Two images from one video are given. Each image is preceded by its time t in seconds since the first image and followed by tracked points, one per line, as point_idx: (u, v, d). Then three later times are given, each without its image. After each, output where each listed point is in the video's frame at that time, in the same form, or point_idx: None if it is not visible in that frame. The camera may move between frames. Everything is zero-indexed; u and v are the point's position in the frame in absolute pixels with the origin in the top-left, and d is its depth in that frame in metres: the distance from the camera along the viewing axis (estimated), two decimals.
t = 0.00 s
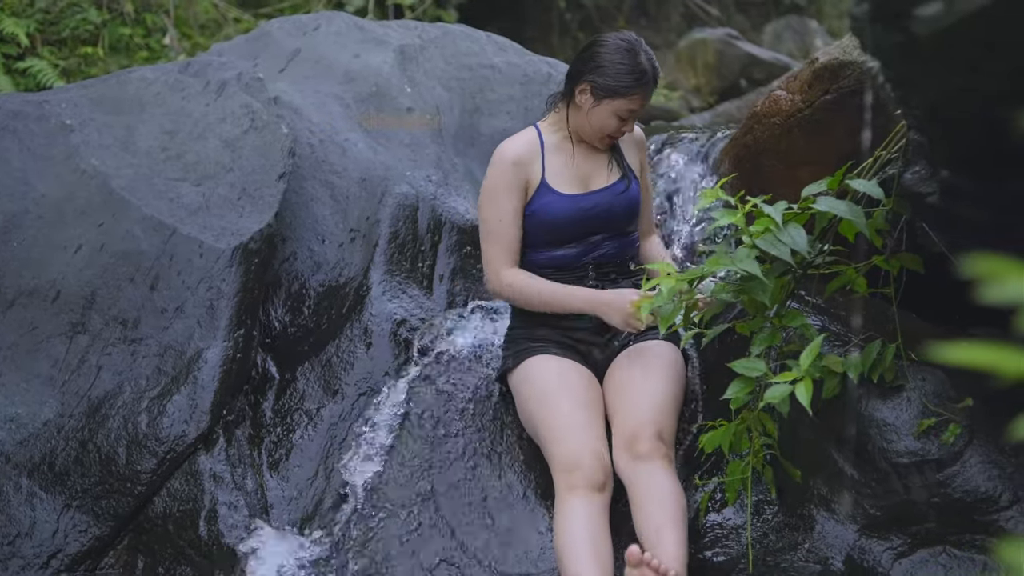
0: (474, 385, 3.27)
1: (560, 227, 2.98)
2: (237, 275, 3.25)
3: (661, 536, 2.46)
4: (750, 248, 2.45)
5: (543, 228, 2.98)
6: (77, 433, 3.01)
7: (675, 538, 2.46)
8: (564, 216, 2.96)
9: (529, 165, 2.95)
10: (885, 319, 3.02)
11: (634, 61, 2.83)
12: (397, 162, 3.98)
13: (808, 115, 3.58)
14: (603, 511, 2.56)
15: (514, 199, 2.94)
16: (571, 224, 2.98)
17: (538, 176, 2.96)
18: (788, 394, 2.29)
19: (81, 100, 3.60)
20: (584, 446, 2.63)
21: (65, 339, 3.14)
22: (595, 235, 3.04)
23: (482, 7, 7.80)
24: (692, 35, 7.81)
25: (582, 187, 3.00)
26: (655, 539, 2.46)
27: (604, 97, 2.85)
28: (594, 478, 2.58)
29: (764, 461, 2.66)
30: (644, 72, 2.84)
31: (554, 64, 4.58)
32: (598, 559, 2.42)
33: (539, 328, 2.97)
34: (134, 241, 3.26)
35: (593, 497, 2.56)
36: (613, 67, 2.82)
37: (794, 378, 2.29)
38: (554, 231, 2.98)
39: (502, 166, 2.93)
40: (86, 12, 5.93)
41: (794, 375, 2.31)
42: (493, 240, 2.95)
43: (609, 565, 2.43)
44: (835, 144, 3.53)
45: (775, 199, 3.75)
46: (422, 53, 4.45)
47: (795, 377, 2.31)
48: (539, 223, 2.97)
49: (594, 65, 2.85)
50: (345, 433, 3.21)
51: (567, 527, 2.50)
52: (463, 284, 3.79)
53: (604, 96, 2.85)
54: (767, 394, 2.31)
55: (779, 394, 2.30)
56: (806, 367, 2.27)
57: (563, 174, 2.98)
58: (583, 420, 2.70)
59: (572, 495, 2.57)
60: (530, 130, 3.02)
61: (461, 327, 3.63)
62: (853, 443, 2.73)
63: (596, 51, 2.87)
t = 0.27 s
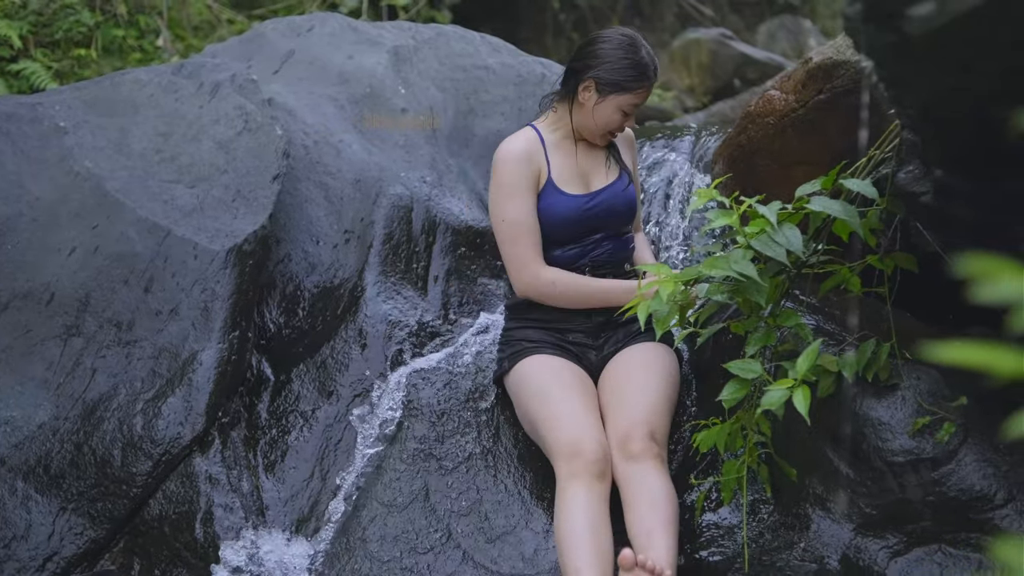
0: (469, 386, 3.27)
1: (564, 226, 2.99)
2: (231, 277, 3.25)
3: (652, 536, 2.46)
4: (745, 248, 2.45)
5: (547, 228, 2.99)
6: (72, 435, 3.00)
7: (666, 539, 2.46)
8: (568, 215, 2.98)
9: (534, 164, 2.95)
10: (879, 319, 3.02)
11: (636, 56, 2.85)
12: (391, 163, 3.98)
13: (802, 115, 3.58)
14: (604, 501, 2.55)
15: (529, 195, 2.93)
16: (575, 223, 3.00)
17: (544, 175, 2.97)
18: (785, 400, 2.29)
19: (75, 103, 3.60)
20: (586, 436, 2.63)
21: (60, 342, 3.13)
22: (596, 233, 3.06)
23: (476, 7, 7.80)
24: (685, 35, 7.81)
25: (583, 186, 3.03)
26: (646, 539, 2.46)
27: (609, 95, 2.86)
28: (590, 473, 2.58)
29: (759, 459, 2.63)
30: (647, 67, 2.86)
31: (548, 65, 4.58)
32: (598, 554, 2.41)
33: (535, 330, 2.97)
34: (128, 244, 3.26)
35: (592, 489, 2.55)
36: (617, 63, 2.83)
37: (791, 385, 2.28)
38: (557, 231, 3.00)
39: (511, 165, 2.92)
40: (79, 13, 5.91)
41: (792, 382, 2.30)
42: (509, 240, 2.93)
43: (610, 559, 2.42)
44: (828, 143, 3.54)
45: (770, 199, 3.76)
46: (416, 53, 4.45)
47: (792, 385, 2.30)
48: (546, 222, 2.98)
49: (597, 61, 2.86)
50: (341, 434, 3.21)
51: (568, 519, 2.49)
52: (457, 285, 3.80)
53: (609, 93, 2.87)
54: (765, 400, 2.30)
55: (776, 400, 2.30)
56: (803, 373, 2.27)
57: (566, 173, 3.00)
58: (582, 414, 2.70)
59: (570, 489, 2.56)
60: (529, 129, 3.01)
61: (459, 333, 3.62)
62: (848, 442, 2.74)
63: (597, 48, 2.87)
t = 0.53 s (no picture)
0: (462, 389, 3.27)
1: (563, 229, 3.00)
2: (223, 280, 3.24)
3: (645, 535, 2.47)
4: (734, 248, 2.46)
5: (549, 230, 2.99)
6: (64, 439, 2.99)
7: (659, 539, 2.47)
8: (568, 218, 2.98)
9: (535, 167, 2.95)
10: (871, 319, 3.03)
11: (633, 54, 2.88)
12: (382, 165, 3.98)
13: (792, 115, 3.60)
14: (602, 494, 2.55)
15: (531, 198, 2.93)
16: (575, 226, 3.00)
17: (544, 176, 2.97)
18: (779, 403, 2.29)
19: (65, 106, 3.59)
20: (587, 427, 2.63)
21: (51, 346, 3.12)
22: (594, 234, 3.06)
23: (467, 9, 7.80)
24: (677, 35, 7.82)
25: (583, 188, 3.04)
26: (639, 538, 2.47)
27: (614, 94, 2.89)
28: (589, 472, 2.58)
29: (749, 458, 2.66)
30: (644, 64, 2.91)
31: (539, 66, 4.59)
32: (592, 550, 2.41)
33: (529, 334, 2.98)
34: (119, 247, 3.25)
35: (590, 482, 2.55)
36: (619, 63, 2.86)
37: (785, 387, 2.29)
38: (554, 234, 3.00)
39: (511, 167, 2.92)
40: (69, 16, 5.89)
41: (785, 384, 2.31)
42: (515, 242, 2.92)
43: (604, 555, 2.43)
44: (820, 142, 3.55)
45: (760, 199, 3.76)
46: (407, 55, 4.45)
47: (786, 387, 2.31)
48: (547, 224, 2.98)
49: (598, 62, 2.87)
50: (334, 435, 3.19)
51: (567, 511, 2.49)
52: (449, 286, 3.80)
53: (612, 92, 2.89)
54: (757, 401, 2.31)
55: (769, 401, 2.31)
56: (798, 376, 2.29)
57: (566, 175, 3.00)
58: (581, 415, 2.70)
59: (568, 480, 2.56)
60: (524, 133, 2.99)
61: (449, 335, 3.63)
62: (841, 442, 2.76)
63: (595, 50, 2.89)
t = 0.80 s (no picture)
0: (455, 390, 3.27)
1: (559, 233, 3.00)
2: (215, 282, 3.24)
3: (638, 533, 2.47)
4: (725, 248, 2.47)
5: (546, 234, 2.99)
6: (56, 441, 2.98)
7: (652, 536, 2.48)
8: (564, 222, 2.98)
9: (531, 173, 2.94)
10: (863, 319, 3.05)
11: (628, 57, 2.88)
12: (375, 166, 3.98)
13: (783, 116, 3.61)
14: (595, 491, 2.56)
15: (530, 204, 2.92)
16: (571, 230, 3.01)
17: (541, 180, 2.96)
18: (768, 397, 2.30)
19: (56, 108, 3.58)
20: (580, 424, 2.64)
21: (42, 348, 3.10)
22: (588, 239, 3.07)
23: (459, 10, 7.81)
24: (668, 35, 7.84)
25: (578, 190, 3.04)
26: (632, 536, 2.47)
27: (612, 97, 2.89)
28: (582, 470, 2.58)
29: (742, 459, 2.66)
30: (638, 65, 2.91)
31: (531, 67, 4.60)
32: (585, 550, 2.42)
33: (520, 336, 3.00)
34: (111, 249, 3.24)
35: (584, 479, 2.56)
36: (616, 66, 2.85)
37: (774, 382, 2.31)
38: (550, 238, 3.00)
39: (508, 171, 2.90)
40: (60, 17, 5.88)
41: (774, 379, 2.33)
42: (516, 246, 2.90)
43: (598, 554, 2.43)
44: (811, 143, 3.56)
45: (752, 200, 3.77)
46: (399, 56, 4.45)
47: (774, 381, 2.33)
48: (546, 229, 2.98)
49: (594, 67, 2.86)
50: (327, 438, 3.20)
51: (561, 511, 2.50)
52: (442, 287, 3.80)
53: (610, 95, 2.89)
54: (746, 397, 2.32)
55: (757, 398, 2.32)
56: (787, 372, 2.29)
57: (561, 179, 3.00)
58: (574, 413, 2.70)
59: (561, 480, 2.56)
60: (518, 138, 2.97)
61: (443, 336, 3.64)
62: (833, 442, 2.76)
63: (590, 54, 2.88)
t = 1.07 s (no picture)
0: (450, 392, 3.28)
1: (550, 235, 3.00)
2: (209, 283, 3.24)
3: (632, 538, 2.48)
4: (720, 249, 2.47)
5: (535, 238, 3.00)
6: (50, 443, 2.97)
7: (646, 542, 2.48)
8: (555, 223, 2.99)
9: (522, 175, 2.94)
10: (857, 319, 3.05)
11: (619, 58, 2.88)
12: (369, 167, 3.98)
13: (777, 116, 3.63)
14: (590, 495, 2.57)
15: (517, 208, 2.93)
16: (561, 234, 3.01)
17: (529, 184, 2.97)
18: (756, 396, 2.32)
19: (50, 109, 3.57)
20: (576, 429, 2.64)
21: (37, 350, 3.09)
22: (578, 241, 3.08)
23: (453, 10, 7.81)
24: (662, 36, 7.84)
25: (570, 192, 3.05)
26: (626, 542, 2.48)
27: (601, 99, 2.89)
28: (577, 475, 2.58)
29: (737, 459, 2.68)
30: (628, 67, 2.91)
31: (525, 68, 4.60)
32: (580, 554, 2.42)
33: (514, 338, 3.01)
34: (105, 250, 3.24)
35: (579, 484, 2.56)
36: (605, 69, 2.85)
37: (762, 379, 2.32)
38: (543, 240, 3.01)
39: (497, 175, 2.91)
40: (53, 18, 5.87)
41: (763, 376, 2.34)
42: (501, 252, 2.92)
43: (592, 559, 2.44)
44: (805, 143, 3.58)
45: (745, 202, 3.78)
46: (392, 57, 4.45)
47: (764, 378, 2.34)
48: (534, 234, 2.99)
49: (584, 69, 2.86)
50: (321, 438, 3.21)
51: (555, 514, 2.50)
52: (436, 289, 3.82)
53: (599, 97, 2.90)
54: (737, 395, 2.34)
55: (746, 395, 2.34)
56: (772, 369, 2.30)
57: (552, 181, 3.00)
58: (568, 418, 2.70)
59: (556, 485, 2.56)
60: (509, 140, 2.98)
61: (436, 336, 3.63)
62: (826, 442, 2.79)
63: (579, 56, 2.88)
